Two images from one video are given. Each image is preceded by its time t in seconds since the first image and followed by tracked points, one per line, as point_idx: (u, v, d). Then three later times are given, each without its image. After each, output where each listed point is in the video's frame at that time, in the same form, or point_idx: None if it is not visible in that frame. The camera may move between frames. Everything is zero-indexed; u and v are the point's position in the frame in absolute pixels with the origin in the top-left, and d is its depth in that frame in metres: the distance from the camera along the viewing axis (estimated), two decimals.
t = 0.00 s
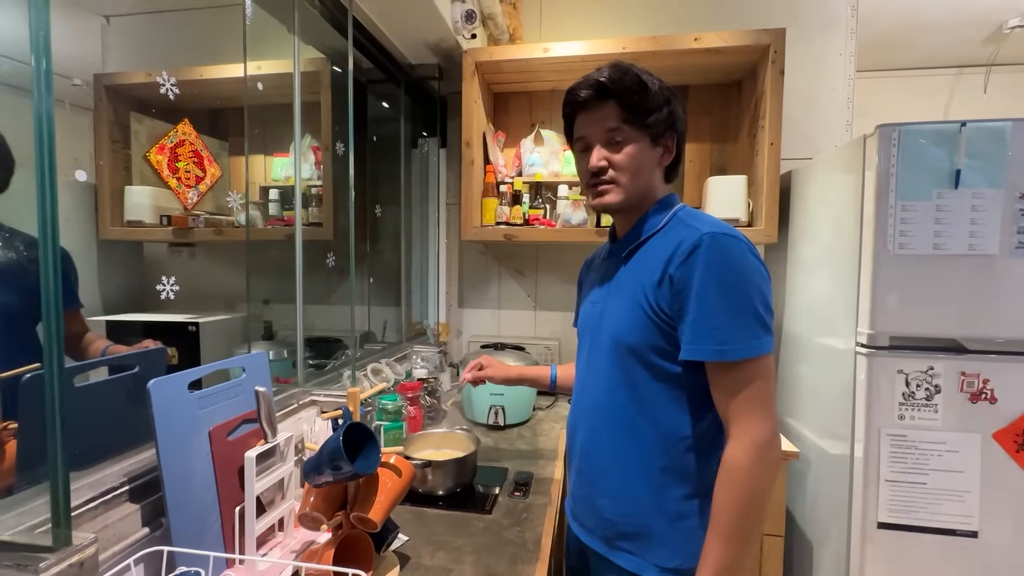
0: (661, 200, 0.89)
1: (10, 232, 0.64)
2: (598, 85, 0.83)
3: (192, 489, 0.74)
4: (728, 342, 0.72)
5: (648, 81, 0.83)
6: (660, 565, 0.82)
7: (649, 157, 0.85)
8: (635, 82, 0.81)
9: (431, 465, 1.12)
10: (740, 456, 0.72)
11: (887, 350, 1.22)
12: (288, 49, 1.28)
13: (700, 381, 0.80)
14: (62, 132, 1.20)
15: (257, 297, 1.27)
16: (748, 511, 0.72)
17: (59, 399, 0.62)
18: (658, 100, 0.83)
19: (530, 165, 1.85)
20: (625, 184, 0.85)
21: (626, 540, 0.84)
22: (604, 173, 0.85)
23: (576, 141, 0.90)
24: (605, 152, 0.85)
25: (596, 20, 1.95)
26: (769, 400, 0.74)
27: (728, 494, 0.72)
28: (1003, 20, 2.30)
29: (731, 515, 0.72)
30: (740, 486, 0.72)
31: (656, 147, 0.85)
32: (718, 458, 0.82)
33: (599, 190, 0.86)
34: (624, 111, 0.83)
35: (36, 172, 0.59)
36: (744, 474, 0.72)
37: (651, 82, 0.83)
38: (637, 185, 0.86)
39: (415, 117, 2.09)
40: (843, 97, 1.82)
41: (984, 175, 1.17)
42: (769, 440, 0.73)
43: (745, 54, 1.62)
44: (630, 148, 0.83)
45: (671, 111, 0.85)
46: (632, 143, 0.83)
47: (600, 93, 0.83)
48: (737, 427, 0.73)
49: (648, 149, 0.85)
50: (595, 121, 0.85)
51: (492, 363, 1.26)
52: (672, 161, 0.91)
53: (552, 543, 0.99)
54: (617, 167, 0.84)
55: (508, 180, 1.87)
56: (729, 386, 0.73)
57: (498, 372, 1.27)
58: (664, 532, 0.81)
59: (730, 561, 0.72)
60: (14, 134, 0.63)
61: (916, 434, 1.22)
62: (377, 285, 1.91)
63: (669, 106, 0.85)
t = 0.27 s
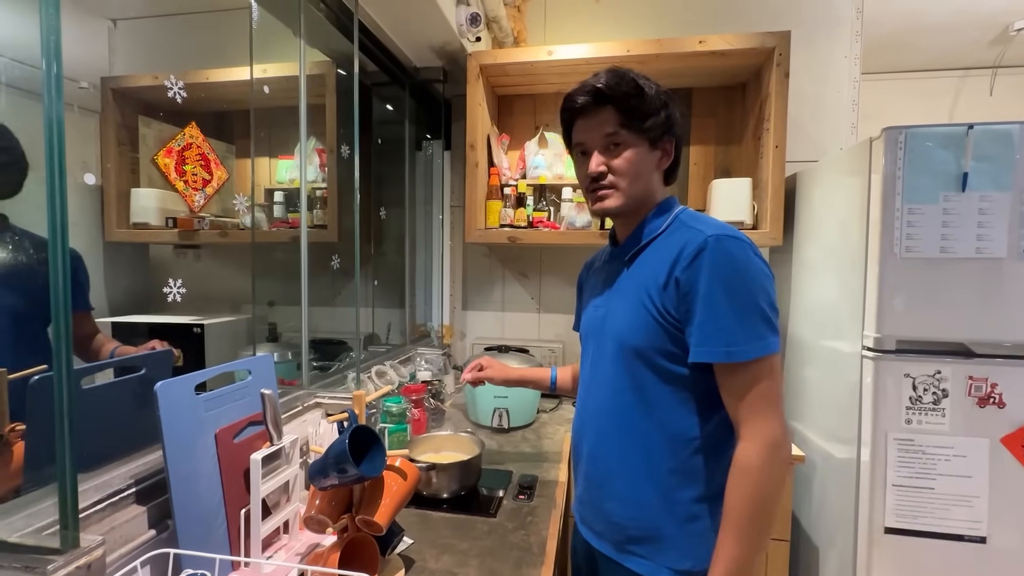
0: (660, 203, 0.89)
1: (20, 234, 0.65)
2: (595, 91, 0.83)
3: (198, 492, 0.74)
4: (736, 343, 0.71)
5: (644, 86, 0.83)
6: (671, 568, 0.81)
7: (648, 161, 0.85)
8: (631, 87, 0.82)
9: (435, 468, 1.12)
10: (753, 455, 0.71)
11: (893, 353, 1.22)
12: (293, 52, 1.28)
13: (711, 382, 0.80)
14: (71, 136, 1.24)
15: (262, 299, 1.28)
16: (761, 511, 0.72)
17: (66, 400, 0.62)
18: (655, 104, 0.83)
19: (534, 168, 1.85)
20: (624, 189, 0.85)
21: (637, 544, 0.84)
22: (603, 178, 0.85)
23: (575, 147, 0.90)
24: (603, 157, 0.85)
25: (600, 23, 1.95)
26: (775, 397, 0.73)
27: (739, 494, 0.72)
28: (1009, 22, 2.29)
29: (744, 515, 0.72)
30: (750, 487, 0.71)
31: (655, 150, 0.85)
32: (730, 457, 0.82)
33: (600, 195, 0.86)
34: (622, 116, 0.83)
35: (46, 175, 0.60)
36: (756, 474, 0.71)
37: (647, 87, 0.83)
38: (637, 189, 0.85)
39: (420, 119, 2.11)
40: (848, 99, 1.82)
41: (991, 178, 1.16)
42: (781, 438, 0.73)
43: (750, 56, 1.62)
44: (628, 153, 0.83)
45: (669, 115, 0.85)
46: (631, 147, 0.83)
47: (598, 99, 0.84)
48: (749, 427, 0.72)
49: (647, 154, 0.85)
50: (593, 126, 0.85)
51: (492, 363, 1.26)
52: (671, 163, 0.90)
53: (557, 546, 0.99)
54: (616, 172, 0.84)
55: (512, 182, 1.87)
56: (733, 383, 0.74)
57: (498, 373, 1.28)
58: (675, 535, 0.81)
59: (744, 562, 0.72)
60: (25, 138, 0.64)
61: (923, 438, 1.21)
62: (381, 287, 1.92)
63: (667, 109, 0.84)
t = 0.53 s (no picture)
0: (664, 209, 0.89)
1: (23, 236, 0.65)
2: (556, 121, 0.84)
3: (200, 495, 0.74)
4: (750, 347, 0.71)
5: (603, 105, 0.80)
6: (684, 570, 0.81)
7: (621, 176, 0.83)
8: (585, 114, 0.80)
9: (436, 471, 1.12)
10: (770, 458, 0.71)
11: (896, 357, 1.21)
12: (295, 54, 1.28)
13: (720, 384, 0.80)
14: (73, 139, 1.25)
15: (264, 300, 1.28)
16: (779, 512, 0.72)
17: (66, 402, 0.61)
18: (618, 119, 0.79)
19: (536, 170, 1.85)
20: (603, 209, 0.86)
21: (651, 548, 0.83)
22: (584, 202, 0.88)
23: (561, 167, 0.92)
24: (578, 182, 0.86)
25: (602, 25, 1.95)
26: (787, 397, 0.73)
27: (756, 496, 0.72)
28: (1011, 24, 2.29)
29: (761, 516, 0.71)
30: (769, 488, 0.71)
31: (629, 161, 0.82)
32: (741, 456, 0.83)
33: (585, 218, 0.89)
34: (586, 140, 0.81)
35: (48, 177, 0.59)
36: (773, 476, 0.71)
37: (607, 103, 0.80)
38: (616, 206, 0.85)
39: (421, 121, 2.11)
40: (850, 101, 1.81)
41: (994, 181, 1.16)
42: (796, 438, 0.72)
43: (752, 59, 1.61)
44: (595, 178, 0.83)
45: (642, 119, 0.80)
46: (596, 172, 0.83)
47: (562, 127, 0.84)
48: (765, 428, 0.72)
49: (619, 169, 0.82)
50: (564, 153, 0.86)
51: (490, 366, 1.27)
52: (660, 160, 0.85)
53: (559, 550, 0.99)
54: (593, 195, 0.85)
55: (514, 184, 1.86)
56: (748, 390, 0.73)
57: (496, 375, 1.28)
58: (688, 537, 0.81)
59: (763, 563, 0.71)
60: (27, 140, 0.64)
61: (927, 442, 1.21)
62: (382, 288, 1.92)
63: (637, 116, 0.80)
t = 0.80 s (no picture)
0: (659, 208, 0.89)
1: (23, 234, 0.65)
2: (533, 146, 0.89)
3: (200, 497, 0.73)
4: (745, 346, 0.71)
5: (566, 125, 0.83)
6: (690, 569, 0.81)
7: (591, 190, 0.85)
8: (555, 137, 0.84)
9: (438, 471, 1.12)
10: (772, 456, 0.70)
11: (899, 358, 1.20)
12: (296, 54, 1.28)
13: (716, 383, 0.80)
14: (74, 137, 1.23)
15: (264, 300, 1.28)
16: (782, 509, 0.71)
17: (67, 402, 0.61)
18: (580, 137, 0.82)
19: (537, 170, 1.84)
20: (585, 220, 0.90)
21: (657, 549, 0.83)
22: (567, 212, 0.92)
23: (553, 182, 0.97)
24: (560, 197, 0.91)
25: (604, 25, 1.95)
26: (785, 392, 0.72)
27: (760, 493, 0.71)
28: (1013, 24, 2.28)
29: (764, 514, 0.71)
30: (771, 487, 0.71)
31: (598, 173, 0.84)
32: (742, 453, 0.83)
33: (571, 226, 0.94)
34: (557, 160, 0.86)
35: (48, 177, 0.59)
36: (775, 474, 0.71)
37: (571, 123, 0.83)
38: (592, 217, 0.89)
39: (422, 121, 2.11)
40: (852, 101, 1.81)
41: (998, 181, 1.16)
42: (797, 435, 0.72)
43: (755, 59, 1.61)
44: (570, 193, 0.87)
45: (603, 131, 0.81)
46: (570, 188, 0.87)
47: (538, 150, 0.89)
48: (764, 426, 0.72)
49: (589, 182, 0.85)
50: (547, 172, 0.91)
51: (490, 376, 1.23)
52: (635, 165, 0.84)
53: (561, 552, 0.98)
54: (573, 207, 0.90)
55: (515, 184, 1.86)
56: (745, 387, 0.73)
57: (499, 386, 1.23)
58: (693, 536, 0.81)
59: (769, 560, 0.71)
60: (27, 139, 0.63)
61: (931, 443, 1.20)
62: (383, 289, 1.91)
63: (599, 130, 0.81)
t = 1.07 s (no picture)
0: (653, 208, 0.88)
1: (25, 235, 0.65)
2: (529, 151, 0.89)
3: (200, 498, 0.73)
4: (734, 340, 0.70)
5: (563, 129, 0.83)
6: (686, 566, 0.80)
7: (587, 191, 0.86)
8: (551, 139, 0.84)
9: (439, 472, 1.12)
10: (759, 449, 0.70)
11: (902, 358, 1.20)
12: (296, 54, 1.27)
13: (710, 381, 0.79)
14: (75, 137, 1.22)
15: (264, 301, 1.27)
16: (765, 502, 0.71)
17: (66, 403, 0.61)
18: (575, 140, 0.82)
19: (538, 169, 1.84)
20: (581, 221, 0.90)
21: (654, 545, 0.83)
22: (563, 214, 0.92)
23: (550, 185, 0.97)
24: (557, 200, 0.91)
25: (604, 24, 1.94)
26: (775, 384, 0.72)
27: (744, 486, 0.71)
28: (1015, 24, 2.28)
29: (748, 506, 0.70)
30: (755, 480, 0.70)
31: (593, 176, 0.84)
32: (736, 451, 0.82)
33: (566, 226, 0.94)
34: (553, 164, 0.86)
35: (47, 177, 0.58)
36: (761, 467, 0.70)
37: (567, 127, 0.83)
38: (587, 218, 0.89)
39: (423, 121, 2.11)
40: (853, 101, 1.81)
41: (1001, 181, 1.15)
42: (786, 429, 0.72)
43: (757, 58, 1.61)
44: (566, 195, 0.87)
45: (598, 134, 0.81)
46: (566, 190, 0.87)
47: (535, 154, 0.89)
48: (752, 418, 0.71)
49: (585, 184, 0.85)
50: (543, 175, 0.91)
51: (469, 394, 1.23)
52: (630, 167, 0.84)
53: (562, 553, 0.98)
54: (570, 210, 0.90)
55: (516, 184, 1.86)
56: (734, 379, 0.73)
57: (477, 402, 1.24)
58: (687, 533, 0.80)
59: (748, 551, 0.71)
60: (25, 138, 0.63)
61: (933, 444, 1.20)
62: (383, 289, 1.91)
63: (594, 133, 0.81)
